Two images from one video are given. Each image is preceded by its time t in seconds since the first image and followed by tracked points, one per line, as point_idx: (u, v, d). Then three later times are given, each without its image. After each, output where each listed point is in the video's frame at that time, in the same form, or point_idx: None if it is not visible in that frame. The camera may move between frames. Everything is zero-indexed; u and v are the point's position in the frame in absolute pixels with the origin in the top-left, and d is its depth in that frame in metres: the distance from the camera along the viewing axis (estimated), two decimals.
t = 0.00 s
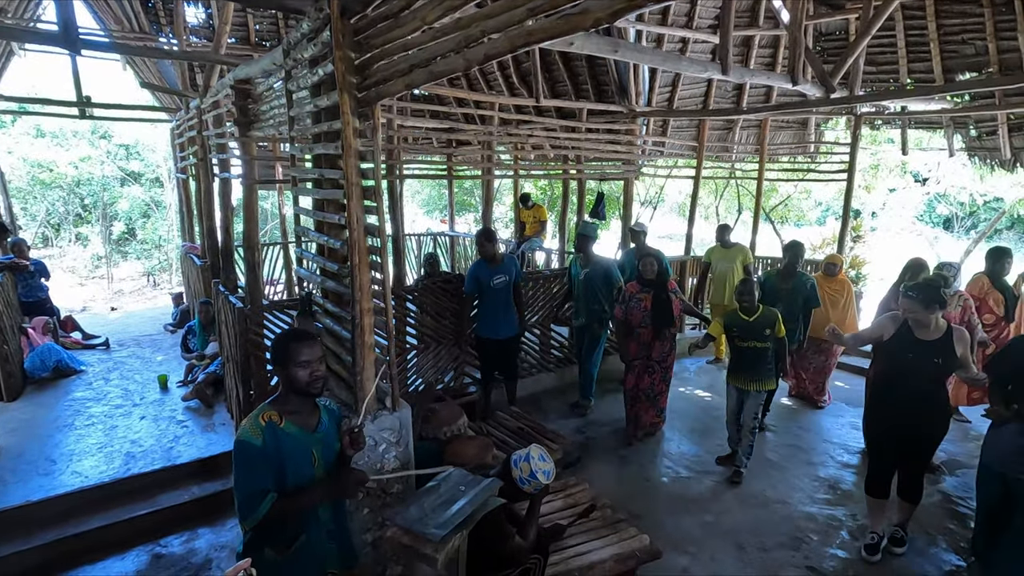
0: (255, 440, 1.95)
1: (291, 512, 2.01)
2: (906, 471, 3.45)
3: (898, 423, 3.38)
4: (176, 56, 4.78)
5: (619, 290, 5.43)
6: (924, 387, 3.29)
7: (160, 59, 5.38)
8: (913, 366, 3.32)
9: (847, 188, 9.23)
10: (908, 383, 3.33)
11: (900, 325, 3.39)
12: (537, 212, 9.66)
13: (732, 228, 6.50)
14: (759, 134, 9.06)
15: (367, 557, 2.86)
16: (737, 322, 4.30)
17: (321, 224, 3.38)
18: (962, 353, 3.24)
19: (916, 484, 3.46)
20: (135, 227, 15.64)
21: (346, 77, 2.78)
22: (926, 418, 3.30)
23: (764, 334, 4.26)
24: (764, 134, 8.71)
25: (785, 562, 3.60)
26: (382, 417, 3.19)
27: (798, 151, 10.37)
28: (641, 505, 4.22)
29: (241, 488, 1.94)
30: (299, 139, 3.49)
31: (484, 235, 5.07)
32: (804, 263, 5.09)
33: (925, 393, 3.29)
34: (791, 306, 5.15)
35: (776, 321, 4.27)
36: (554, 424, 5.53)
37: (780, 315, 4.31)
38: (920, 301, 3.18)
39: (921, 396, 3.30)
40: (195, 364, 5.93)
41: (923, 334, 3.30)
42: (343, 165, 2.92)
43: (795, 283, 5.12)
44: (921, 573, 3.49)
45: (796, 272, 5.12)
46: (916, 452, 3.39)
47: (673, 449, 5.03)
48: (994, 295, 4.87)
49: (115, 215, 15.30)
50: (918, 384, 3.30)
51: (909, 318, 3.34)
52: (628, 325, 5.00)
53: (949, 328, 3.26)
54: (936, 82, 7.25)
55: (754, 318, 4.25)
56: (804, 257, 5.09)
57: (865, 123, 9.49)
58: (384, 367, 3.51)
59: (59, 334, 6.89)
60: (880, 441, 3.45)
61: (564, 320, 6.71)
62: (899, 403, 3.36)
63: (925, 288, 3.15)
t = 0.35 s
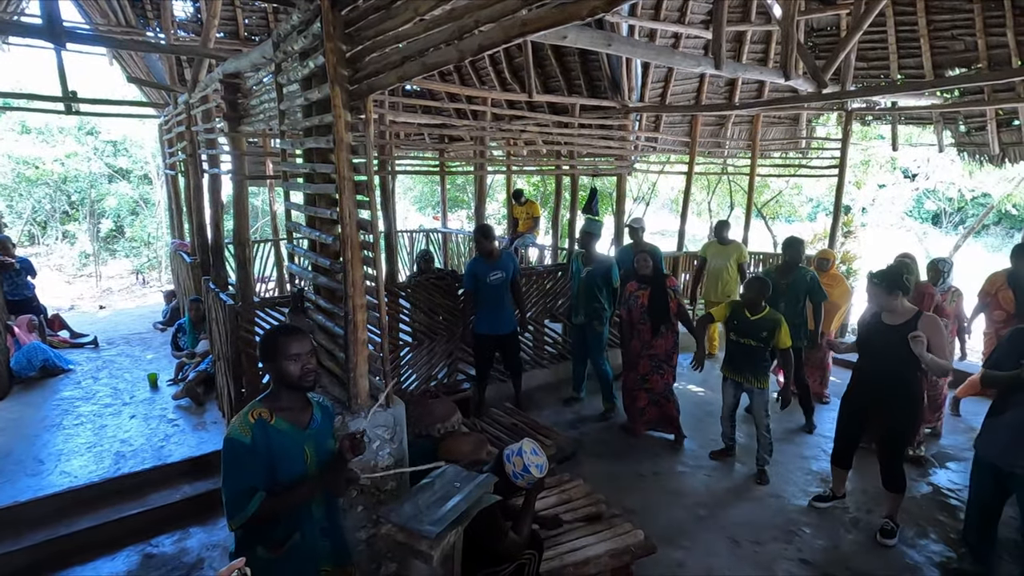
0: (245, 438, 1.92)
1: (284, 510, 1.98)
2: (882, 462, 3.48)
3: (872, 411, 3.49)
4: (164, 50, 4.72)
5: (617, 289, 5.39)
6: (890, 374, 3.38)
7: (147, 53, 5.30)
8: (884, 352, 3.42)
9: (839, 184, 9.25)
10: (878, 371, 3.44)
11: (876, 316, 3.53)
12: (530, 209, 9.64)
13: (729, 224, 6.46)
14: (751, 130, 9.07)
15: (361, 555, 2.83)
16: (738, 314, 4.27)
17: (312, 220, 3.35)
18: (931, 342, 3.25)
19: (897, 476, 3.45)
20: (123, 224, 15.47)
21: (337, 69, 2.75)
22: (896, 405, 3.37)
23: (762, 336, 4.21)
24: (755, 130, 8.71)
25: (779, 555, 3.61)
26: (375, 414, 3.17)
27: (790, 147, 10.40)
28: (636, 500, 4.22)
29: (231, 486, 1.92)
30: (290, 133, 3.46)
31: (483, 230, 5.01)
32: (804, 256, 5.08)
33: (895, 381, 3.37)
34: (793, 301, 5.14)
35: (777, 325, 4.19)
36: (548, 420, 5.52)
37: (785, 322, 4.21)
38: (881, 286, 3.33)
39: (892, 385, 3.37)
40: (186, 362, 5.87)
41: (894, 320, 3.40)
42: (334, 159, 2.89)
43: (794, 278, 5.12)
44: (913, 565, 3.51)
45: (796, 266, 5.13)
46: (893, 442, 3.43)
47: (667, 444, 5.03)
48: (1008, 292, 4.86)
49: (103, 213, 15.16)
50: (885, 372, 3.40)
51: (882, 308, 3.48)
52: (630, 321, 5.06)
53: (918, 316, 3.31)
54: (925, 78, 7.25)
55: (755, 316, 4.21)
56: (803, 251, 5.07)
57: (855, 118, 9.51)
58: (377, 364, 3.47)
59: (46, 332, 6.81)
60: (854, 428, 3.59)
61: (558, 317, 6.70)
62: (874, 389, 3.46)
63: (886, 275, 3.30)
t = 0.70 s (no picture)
0: (236, 440, 1.92)
1: (276, 511, 1.97)
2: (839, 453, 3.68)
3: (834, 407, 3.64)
4: (152, 48, 4.68)
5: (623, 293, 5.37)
6: (848, 374, 3.55)
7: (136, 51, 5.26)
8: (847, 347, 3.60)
9: (829, 183, 9.31)
10: (842, 369, 3.59)
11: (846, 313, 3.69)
12: (523, 207, 9.65)
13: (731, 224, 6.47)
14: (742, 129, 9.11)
15: (354, 554, 2.83)
16: (743, 319, 4.28)
17: (303, 219, 3.34)
18: (887, 348, 3.46)
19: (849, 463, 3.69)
20: (113, 223, 15.35)
21: (328, 69, 2.74)
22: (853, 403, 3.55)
23: (761, 341, 4.20)
24: (747, 129, 8.73)
25: (770, 552, 3.64)
26: (368, 414, 3.16)
27: (781, 146, 10.47)
28: (629, 498, 4.23)
29: (222, 488, 1.91)
30: (280, 132, 3.44)
31: (493, 230, 5.02)
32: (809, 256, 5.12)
33: (855, 381, 3.53)
34: (801, 302, 5.11)
35: (777, 332, 4.13)
36: (541, 418, 5.53)
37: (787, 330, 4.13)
38: (850, 284, 3.49)
39: (852, 385, 3.54)
40: (177, 362, 5.83)
41: (860, 317, 3.57)
42: (325, 159, 2.88)
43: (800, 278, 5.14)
44: (902, 560, 3.55)
45: (802, 266, 5.16)
46: (850, 435, 3.63)
47: (660, 442, 5.05)
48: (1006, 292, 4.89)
49: (92, 212, 15.05)
50: (847, 372, 3.56)
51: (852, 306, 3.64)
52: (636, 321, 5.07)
53: (880, 318, 3.50)
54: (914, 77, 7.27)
55: (757, 321, 4.20)
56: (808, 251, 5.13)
57: (846, 117, 9.56)
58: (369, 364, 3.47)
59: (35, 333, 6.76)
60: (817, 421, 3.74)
61: (551, 316, 6.71)
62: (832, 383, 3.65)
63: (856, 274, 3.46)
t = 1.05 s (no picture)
0: (231, 441, 1.93)
1: (271, 511, 1.98)
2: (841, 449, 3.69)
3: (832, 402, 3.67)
4: (144, 50, 4.67)
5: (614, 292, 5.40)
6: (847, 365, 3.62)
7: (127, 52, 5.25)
8: (838, 342, 3.65)
9: (820, 182, 9.38)
10: (835, 363, 3.64)
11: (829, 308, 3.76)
12: (516, 208, 9.68)
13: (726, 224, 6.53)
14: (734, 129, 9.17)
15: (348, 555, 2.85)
16: (728, 317, 4.34)
17: (297, 222, 3.35)
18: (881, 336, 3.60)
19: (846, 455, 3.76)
20: (104, 224, 15.28)
21: (320, 71, 2.75)
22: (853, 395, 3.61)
23: (745, 339, 4.30)
24: (739, 130, 8.79)
25: (761, 549, 3.67)
26: (362, 415, 3.19)
27: (772, 146, 10.55)
28: (621, 496, 4.26)
29: (219, 488, 1.92)
30: (273, 135, 3.45)
31: (489, 228, 5.00)
32: (798, 256, 5.15)
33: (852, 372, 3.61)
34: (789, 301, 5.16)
35: (759, 333, 4.23)
36: (535, 418, 5.56)
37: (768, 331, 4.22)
38: (844, 277, 3.56)
39: (852, 376, 3.60)
40: (170, 364, 5.82)
41: (847, 311, 3.65)
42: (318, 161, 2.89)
43: (790, 277, 5.19)
44: (892, 557, 3.59)
45: (791, 266, 5.20)
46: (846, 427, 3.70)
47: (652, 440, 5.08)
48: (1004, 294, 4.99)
49: (83, 212, 15.00)
50: (843, 364, 3.62)
51: (834, 300, 3.72)
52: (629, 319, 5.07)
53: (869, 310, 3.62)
54: (903, 79, 7.32)
55: (741, 320, 4.27)
56: (797, 252, 5.15)
57: (837, 118, 9.64)
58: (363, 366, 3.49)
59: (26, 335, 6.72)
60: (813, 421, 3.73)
61: (545, 316, 6.73)
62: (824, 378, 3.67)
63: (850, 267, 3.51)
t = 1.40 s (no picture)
0: (226, 445, 1.93)
1: (264, 516, 2.00)
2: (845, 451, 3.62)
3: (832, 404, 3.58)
4: (137, 52, 4.66)
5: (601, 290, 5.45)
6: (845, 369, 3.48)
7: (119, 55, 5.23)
8: (840, 346, 3.51)
9: (811, 184, 9.44)
10: (834, 366, 3.53)
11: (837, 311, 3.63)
12: (510, 209, 9.70)
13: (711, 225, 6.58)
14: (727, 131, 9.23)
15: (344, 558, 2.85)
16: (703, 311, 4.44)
17: (291, 225, 3.35)
18: (882, 345, 3.38)
19: (855, 465, 3.60)
20: (96, 227, 15.20)
21: (315, 76, 2.76)
22: (850, 399, 3.47)
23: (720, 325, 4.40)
24: (731, 132, 8.85)
25: (755, 548, 3.70)
26: (357, 418, 3.20)
27: (764, 147, 10.63)
28: (615, 497, 4.28)
29: (211, 492, 1.92)
30: (267, 138, 3.45)
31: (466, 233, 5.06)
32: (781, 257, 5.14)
33: (850, 377, 3.46)
34: (770, 300, 5.19)
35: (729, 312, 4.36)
36: (530, 419, 5.57)
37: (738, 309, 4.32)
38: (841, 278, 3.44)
39: (848, 382, 3.46)
40: (163, 367, 5.79)
41: (852, 315, 3.50)
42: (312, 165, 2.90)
43: (771, 278, 5.20)
44: (883, 556, 3.62)
45: (773, 266, 5.19)
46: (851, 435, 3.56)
47: (646, 441, 5.11)
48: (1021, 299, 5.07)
49: (74, 215, 14.92)
50: (841, 370, 3.49)
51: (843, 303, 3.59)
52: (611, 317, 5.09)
53: (872, 314, 3.44)
54: (893, 81, 7.39)
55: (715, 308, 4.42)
56: (779, 253, 5.16)
57: (828, 120, 9.72)
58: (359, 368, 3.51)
59: (17, 339, 6.68)
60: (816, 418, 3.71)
61: (540, 318, 6.75)
62: (826, 382, 3.59)
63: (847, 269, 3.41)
